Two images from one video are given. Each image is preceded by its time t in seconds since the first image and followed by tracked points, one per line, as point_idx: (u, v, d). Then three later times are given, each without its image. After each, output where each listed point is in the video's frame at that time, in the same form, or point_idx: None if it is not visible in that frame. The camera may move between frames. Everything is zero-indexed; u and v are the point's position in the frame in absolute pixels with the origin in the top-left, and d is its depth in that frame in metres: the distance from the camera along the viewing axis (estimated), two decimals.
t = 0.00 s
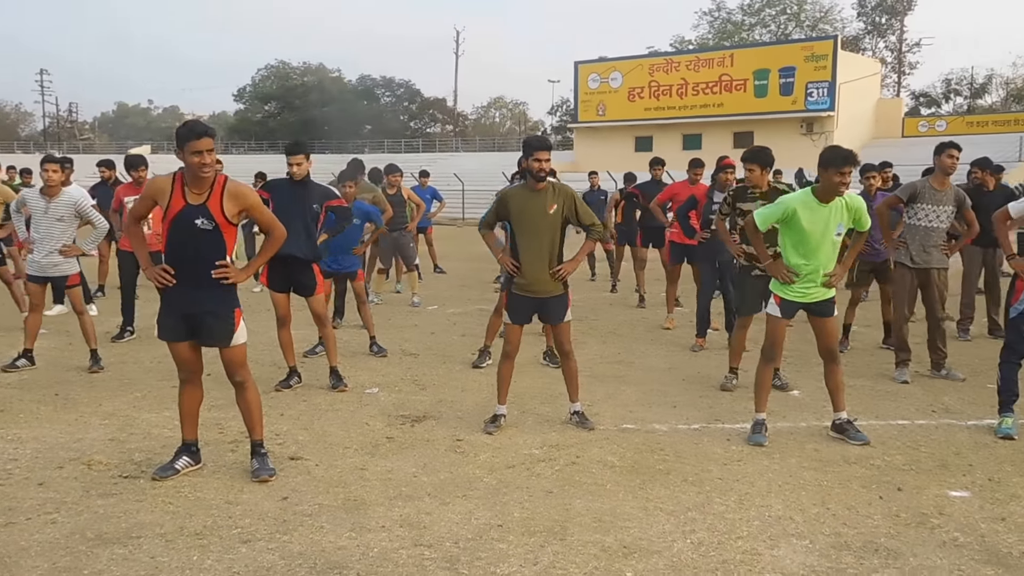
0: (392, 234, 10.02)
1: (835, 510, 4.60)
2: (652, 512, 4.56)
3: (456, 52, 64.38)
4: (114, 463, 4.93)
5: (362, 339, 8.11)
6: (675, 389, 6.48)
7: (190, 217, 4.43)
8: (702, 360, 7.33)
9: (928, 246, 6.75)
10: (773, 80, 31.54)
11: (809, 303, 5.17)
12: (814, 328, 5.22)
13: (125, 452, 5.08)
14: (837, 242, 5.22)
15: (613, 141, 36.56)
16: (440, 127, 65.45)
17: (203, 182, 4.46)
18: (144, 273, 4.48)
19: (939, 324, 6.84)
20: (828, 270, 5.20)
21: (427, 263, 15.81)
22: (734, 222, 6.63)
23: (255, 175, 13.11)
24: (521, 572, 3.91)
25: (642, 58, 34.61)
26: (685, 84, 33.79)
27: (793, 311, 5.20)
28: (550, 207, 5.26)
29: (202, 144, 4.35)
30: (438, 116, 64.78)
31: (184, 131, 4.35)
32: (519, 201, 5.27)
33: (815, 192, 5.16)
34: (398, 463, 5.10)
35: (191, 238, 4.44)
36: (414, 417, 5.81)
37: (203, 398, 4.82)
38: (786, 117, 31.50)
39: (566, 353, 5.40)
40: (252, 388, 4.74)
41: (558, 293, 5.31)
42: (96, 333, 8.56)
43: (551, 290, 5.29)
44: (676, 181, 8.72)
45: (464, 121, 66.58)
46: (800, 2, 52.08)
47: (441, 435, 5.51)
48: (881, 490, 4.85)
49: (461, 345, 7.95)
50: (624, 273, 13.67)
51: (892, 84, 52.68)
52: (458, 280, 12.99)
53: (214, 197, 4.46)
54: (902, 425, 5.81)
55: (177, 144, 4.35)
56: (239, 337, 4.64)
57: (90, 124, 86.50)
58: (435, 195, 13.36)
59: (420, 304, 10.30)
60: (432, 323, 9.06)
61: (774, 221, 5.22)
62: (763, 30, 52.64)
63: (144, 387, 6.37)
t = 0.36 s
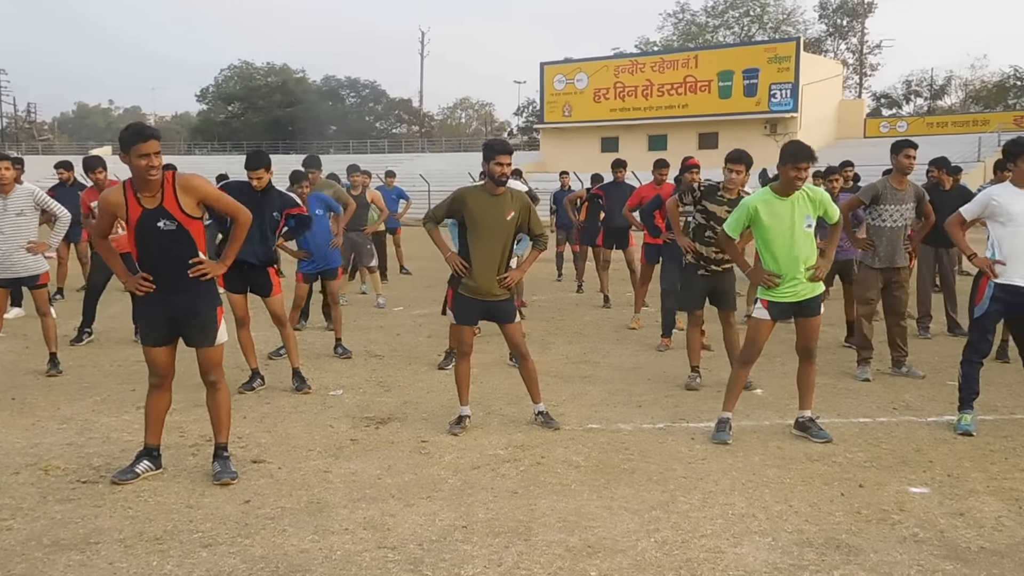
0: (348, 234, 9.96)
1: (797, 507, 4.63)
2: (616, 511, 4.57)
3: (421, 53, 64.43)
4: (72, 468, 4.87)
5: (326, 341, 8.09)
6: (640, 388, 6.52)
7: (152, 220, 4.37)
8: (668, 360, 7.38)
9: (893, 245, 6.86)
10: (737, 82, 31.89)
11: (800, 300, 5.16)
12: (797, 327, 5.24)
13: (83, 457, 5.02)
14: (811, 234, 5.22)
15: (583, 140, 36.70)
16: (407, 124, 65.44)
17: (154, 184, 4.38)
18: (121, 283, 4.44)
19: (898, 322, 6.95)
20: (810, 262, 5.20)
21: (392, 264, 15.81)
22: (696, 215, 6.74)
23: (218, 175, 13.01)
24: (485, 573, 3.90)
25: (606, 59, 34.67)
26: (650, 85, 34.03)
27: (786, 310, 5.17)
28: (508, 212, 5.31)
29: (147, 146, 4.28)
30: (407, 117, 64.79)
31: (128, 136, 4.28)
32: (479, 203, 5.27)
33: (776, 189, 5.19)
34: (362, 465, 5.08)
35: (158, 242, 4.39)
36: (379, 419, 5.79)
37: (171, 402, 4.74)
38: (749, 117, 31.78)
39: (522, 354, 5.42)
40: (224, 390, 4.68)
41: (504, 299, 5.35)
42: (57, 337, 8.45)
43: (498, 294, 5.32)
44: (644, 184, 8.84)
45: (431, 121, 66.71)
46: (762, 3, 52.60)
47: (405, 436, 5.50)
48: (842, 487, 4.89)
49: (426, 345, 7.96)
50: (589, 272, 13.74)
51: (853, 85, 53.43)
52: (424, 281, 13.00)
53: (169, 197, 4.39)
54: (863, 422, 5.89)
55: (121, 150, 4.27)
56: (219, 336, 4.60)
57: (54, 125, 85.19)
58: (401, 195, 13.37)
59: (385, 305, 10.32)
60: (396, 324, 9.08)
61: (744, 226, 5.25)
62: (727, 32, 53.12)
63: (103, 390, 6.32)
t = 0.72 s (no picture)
0: (320, 239, 10.03)
1: (770, 509, 4.67)
2: (590, 515, 4.58)
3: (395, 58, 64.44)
4: (42, 476, 4.83)
5: (300, 346, 8.09)
6: (615, 392, 6.56)
7: (123, 222, 4.36)
8: (643, 364, 7.41)
9: (881, 243, 6.91)
10: (709, 86, 32.05)
11: (768, 303, 5.17)
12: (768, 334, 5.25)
13: (54, 464, 4.98)
14: (779, 236, 5.23)
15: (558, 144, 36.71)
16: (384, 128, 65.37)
17: (131, 187, 4.40)
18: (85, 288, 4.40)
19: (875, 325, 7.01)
20: (779, 266, 5.22)
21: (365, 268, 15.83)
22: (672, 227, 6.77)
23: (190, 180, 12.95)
24: None
25: (580, 64, 34.80)
26: (624, 90, 34.20)
27: (750, 310, 5.20)
28: (489, 212, 5.30)
29: (123, 150, 4.29)
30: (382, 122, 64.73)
31: (103, 138, 4.27)
32: (458, 206, 5.28)
33: (751, 191, 5.26)
34: (335, 471, 5.07)
35: (126, 245, 4.36)
36: (353, 424, 5.80)
37: (141, 411, 4.71)
38: (720, 121, 31.93)
39: (503, 357, 5.42)
40: (191, 399, 4.64)
41: (495, 298, 5.35)
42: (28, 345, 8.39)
43: (487, 295, 5.32)
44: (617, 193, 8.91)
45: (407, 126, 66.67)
46: (735, 8, 52.93)
47: (379, 442, 5.50)
48: (815, 489, 4.93)
49: (400, 350, 7.99)
50: (564, 276, 13.80)
51: (825, 89, 53.88)
52: (398, 286, 13.03)
53: (144, 200, 4.39)
54: (836, 424, 5.95)
55: (98, 153, 4.28)
56: (179, 347, 4.51)
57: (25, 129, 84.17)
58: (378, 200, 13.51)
59: (359, 309, 10.33)
60: (370, 329, 9.09)
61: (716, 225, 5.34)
62: (700, 37, 53.45)
63: (74, 397, 6.29)
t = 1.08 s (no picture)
0: (309, 246, 9.97)
1: (754, 514, 4.68)
2: (574, 521, 4.58)
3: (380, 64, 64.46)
4: (21, 485, 4.78)
5: (284, 353, 8.06)
6: (599, 398, 6.57)
7: (101, 229, 4.34)
8: (627, 369, 7.43)
9: (859, 254, 6.92)
10: (692, 91, 32.19)
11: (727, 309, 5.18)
12: (737, 341, 5.23)
13: (34, 474, 4.94)
14: (752, 247, 5.25)
15: (543, 149, 36.74)
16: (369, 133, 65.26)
17: (116, 195, 4.40)
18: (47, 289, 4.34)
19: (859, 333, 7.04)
20: (746, 276, 5.23)
21: (349, 275, 15.81)
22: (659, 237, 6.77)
23: (173, 185, 12.88)
24: None
25: (565, 71, 35.07)
26: (608, 95, 34.30)
27: (709, 311, 5.21)
28: (482, 219, 5.28)
29: (114, 154, 4.29)
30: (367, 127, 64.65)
31: (95, 142, 4.29)
32: (454, 217, 5.26)
33: (734, 198, 5.28)
34: (319, 478, 5.05)
35: (98, 252, 4.32)
36: (336, 431, 5.78)
37: (114, 418, 4.69)
38: (703, 127, 32.06)
39: (500, 361, 5.43)
40: (165, 406, 4.62)
41: (503, 302, 5.35)
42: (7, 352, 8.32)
43: (494, 301, 5.31)
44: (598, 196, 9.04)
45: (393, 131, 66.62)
46: (717, 15, 53.22)
47: (363, 449, 5.49)
48: (798, 493, 4.95)
49: (384, 356, 7.98)
50: (548, 281, 13.82)
51: (807, 95, 54.22)
52: (383, 292, 13.01)
53: (126, 210, 4.39)
54: (818, 428, 5.98)
55: (87, 156, 4.29)
56: (146, 356, 4.48)
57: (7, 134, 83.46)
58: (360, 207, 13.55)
59: (343, 315, 10.31)
60: (354, 335, 9.08)
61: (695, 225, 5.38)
62: (683, 43, 53.72)
63: (54, 406, 6.24)
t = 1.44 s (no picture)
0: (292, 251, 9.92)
1: (742, 519, 4.68)
2: (563, 527, 4.57)
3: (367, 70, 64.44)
4: (3, 495, 4.74)
5: (270, 360, 8.02)
6: (586, 404, 6.57)
7: (84, 238, 4.29)
8: (615, 375, 7.43)
9: (826, 260, 7.01)
10: (679, 97, 32.29)
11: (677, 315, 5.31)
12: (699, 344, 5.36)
13: (17, 483, 4.90)
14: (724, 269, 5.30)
15: (531, 155, 36.79)
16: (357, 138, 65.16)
17: (98, 203, 4.33)
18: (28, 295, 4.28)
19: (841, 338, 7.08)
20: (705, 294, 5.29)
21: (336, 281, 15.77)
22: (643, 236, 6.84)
23: (159, 191, 12.81)
24: None
25: (552, 77, 35.04)
26: (595, 101, 34.33)
27: (667, 313, 5.33)
28: (467, 224, 5.29)
29: (100, 163, 4.23)
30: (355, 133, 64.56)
31: (80, 149, 4.21)
32: (438, 220, 5.26)
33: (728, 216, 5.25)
34: (305, 485, 5.03)
35: (82, 261, 4.29)
36: (323, 439, 5.76)
37: (97, 425, 4.65)
38: (691, 133, 32.19)
39: (482, 369, 5.42)
40: (148, 413, 4.60)
41: (482, 309, 5.34)
42: None
43: (474, 307, 5.31)
44: (588, 199, 9.17)
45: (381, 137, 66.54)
46: (703, 21, 53.47)
47: (350, 456, 5.47)
48: (785, 498, 4.96)
49: (371, 363, 7.96)
50: (536, 287, 13.83)
51: (793, 101, 54.52)
52: (370, 298, 12.99)
53: (109, 218, 4.34)
54: (805, 433, 6.00)
55: (72, 164, 4.21)
56: (133, 361, 4.50)
57: None
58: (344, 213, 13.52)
59: (330, 322, 10.28)
60: (341, 341, 9.05)
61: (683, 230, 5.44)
62: (670, 49, 53.94)
63: (37, 414, 6.19)
